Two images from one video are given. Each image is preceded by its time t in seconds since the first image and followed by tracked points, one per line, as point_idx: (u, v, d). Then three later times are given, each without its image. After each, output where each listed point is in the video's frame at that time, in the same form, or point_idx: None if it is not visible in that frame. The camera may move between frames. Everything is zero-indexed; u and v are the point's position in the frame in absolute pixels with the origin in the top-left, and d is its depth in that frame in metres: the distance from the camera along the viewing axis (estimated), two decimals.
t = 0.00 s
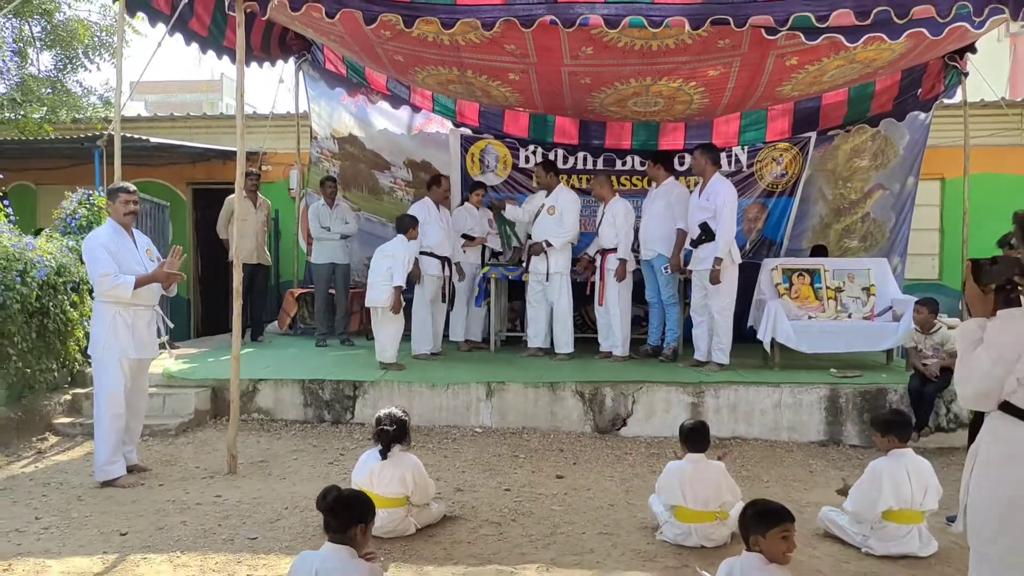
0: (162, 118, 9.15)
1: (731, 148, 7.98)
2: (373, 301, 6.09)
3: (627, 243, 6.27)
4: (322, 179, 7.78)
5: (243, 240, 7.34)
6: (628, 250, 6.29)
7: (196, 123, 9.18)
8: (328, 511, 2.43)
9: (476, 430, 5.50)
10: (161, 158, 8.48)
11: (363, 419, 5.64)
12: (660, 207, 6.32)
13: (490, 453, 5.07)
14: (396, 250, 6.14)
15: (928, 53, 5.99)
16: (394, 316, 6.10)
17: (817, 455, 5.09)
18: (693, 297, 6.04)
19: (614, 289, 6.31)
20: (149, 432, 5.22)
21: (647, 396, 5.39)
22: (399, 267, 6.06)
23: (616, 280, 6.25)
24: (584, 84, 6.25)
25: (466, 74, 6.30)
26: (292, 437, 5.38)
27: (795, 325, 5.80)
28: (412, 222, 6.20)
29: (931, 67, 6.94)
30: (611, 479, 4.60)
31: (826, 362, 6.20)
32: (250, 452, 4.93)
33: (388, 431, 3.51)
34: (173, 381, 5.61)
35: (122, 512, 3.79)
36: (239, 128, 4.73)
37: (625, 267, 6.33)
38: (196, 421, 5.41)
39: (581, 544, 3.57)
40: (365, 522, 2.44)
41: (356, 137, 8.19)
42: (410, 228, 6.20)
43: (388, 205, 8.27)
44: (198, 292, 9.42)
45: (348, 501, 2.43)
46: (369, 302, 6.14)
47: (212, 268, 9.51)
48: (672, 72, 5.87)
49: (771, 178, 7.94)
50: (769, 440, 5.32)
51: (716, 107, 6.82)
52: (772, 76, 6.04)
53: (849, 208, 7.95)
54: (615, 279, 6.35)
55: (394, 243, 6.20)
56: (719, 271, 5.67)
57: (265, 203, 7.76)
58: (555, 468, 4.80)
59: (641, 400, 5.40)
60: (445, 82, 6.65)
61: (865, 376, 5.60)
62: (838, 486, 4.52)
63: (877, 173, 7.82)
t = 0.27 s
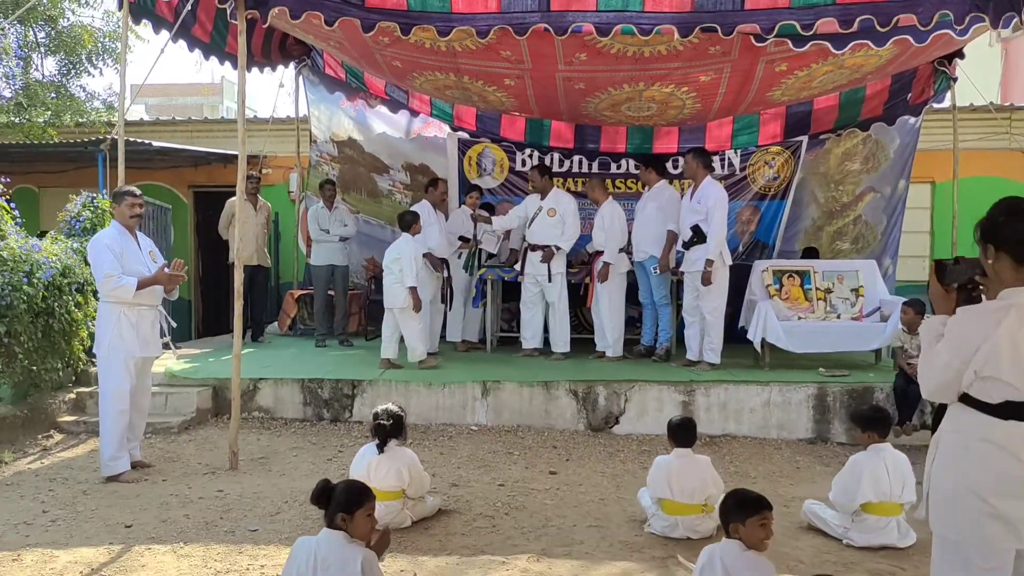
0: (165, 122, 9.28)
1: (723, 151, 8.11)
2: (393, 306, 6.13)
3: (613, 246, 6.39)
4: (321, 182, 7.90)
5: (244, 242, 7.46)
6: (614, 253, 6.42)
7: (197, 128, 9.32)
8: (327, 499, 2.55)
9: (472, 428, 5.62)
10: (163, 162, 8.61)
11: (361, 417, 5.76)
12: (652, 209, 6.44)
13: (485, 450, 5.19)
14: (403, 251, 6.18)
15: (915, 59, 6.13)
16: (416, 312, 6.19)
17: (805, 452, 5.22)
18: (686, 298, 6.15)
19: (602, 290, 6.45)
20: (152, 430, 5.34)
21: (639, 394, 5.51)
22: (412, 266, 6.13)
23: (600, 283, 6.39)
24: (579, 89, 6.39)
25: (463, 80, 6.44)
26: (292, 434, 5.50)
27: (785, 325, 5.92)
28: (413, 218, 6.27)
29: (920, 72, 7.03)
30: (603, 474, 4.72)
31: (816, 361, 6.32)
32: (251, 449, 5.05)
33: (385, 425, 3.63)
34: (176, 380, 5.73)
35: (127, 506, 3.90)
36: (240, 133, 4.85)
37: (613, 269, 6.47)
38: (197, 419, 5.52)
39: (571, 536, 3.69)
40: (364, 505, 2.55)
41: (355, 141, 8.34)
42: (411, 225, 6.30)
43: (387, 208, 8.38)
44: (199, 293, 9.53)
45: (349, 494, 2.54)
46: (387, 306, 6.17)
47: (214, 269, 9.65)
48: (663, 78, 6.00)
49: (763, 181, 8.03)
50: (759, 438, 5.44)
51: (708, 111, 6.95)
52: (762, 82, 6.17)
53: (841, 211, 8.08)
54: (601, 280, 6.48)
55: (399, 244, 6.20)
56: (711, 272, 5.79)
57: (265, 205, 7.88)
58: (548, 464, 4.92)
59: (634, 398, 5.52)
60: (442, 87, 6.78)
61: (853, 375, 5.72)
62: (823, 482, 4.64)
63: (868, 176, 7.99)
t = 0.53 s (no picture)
0: (166, 123, 9.41)
1: (716, 152, 8.23)
2: (417, 301, 6.43)
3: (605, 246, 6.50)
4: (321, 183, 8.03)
5: (244, 242, 7.57)
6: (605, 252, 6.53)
7: (199, 129, 9.46)
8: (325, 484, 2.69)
9: (468, 422, 5.75)
10: (166, 163, 8.74)
11: (360, 413, 5.89)
12: (644, 209, 6.57)
13: (481, 444, 5.32)
14: (424, 248, 6.48)
15: (903, 61, 6.26)
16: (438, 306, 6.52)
17: (793, 446, 5.34)
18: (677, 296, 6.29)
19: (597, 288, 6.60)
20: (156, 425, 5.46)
21: (632, 390, 5.63)
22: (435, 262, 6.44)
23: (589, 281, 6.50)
24: (573, 91, 6.52)
25: (459, 82, 6.57)
26: (293, 429, 5.62)
27: (774, 322, 6.06)
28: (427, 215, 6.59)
29: (910, 74, 7.19)
30: (595, 467, 4.85)
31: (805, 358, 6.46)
32: (252, 443, 5.17)
33: (383, 417, 3.76)
34: (179, 376, 5.86)
35: (132, 496, 4.03)
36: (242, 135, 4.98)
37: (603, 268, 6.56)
38: (200, 415, 5.65)
39: (562, 524, 3.81)
40: (358, 490, 2.66)
41: (354, 142, 8.47)
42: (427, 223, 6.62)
43: (385, 208, 8.52)
44: (200, 293, 9.66)
45: (347, 480, 2.66)
46: (410, 302, 6.47)
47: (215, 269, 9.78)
48: (655, 80, 6.14)
49: (755, 181, 8.16)
50: (748, 432, 5.57)
51: (701, 113, 7.08)
52: (752, 84, 6.31)
53: (833, 211, 8.20)
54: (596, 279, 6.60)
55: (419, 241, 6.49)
56: (702, 270, 5.92)
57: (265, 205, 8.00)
58: (543, 457, 5.05)
59: (626, 394, 5.64)
60: (439, 89, 6.91)
61: (841, 371, 5.85)
62: (809, 474, 4.77)
63: (859, 176, 8.12)
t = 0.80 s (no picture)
0: (169, 126, 9.49)
1: (715, 154, 8.31)
2: (426, 301, 6.64)
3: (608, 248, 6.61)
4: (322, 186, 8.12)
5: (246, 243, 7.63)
6: (609, 254, 6.63)
7: (202, 132, 9.54)
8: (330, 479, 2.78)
9: (469, 422, 5.83)
10: (169, 165, 8.82)
11: (362, 413, 5.97)
12: (642, 211, 6.66)
13: (481, 443, 5.40)
14: (437, 250, 6.62)
15: (898, 66, 6.33)
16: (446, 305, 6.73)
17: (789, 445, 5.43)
18: (675, 297, 6.37)
19: (598, 289, 6.68)
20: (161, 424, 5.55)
21: (630, 390, 5.72)
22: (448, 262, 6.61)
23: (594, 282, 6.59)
24: (572, 95, 6.61)
25: (460, 86, 6.65)
26: (296, 429, 5.70)
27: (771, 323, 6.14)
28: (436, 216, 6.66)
29: (905, 78, 7.28)
30: (594, 465, 4.93)
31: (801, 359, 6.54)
32: (256, 442, 5.25)
33: (386, 416, 3.84)
34: (183, 376, 5.94)
35: (139, 494, 4.11)
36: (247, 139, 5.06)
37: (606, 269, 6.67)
38: (204, 414, 5.73)
39: (562, 521, 3.90)
40: (361, 486, 2.74)
41: (355, 145, 8.55)
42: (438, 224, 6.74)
43: (386, 210, 8.60)
44: (203, 293, 9.74)
45: (350, 476, 2.74)
46: (419, 302, 6.67)
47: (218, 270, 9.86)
48: (653, 85, 6.22)
49: (753, 184, 8.25)
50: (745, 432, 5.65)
51: (699, 116, 7.17)
52: (749, 89, 6.40)
53: (830, 213, 8.28)
54: (598, 281, 6.69)
55: (431, 242, 6.62)
56: (700, 272, 6.01)
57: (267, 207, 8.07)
58: (542, 456, 5.13)
59: (624, 394, 5.72)
60: (440, 93, 6.99)
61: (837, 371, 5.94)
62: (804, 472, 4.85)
63: (856, 179, 8.17)
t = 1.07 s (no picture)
0: (175, 134, 9.60)
1: (715, 162, 8.42)
2: (428, 307, 6.68)
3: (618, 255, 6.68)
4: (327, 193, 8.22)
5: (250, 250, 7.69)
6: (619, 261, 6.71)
7: (207, 139, 9.65)
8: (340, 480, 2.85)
9: (472, 426, 5.90)
10: (175, 172, 8.93)
11: (367, 417, 6.04)
12: (642, 219, 6.75)
13: (485, 447, 5.48)
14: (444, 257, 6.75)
15: (896, 75, 6.43)
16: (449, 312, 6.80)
17: (788, 449, 5.50)
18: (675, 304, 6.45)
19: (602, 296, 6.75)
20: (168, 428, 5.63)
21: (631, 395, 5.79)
22: (456, 270, 6.77)
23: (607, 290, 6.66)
24: (574, 104, 6.70)
25: (464, 95, 6.75)
26: (301, 432, 5.78)
27: (770, 329, 6.21)
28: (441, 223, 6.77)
29: (903, 88, 7.35)
30: (596, 469, 5.01)
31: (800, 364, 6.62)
32: (263, 445, 5.33)
33: (393, 419, 3.91)
34: (190, 381, 6.02)
35: (151, 496, 4.19)
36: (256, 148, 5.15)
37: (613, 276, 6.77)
38: (211, 418, 5.81)
39: (564, 522, 3.98)
40: (372, 487, 2.82)
41: (358, 152, 8.61)
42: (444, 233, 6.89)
43: (390, 216, 8.70)
44: (207, 299, 9.82)
45: (360, 478, 2.82)
46: (421, 309, 6.72)
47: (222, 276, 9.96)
48: (654, 94, 6.32)
49: (752, 192, 8.34)
50: (745, 436, 5.73)
51: (699, 125, 7.26)
52: (748, 98, 6.50)
53: (829, 220, 8.37)
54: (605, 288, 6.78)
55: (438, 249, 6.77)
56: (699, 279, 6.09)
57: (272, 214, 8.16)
58: (545, 459, 5.21)
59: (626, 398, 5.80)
60: (443, 101, 7.09)
61: (835, 377, 6.02)
62: (803, 476, 4.93)
63: (855, 187, 8.27)
